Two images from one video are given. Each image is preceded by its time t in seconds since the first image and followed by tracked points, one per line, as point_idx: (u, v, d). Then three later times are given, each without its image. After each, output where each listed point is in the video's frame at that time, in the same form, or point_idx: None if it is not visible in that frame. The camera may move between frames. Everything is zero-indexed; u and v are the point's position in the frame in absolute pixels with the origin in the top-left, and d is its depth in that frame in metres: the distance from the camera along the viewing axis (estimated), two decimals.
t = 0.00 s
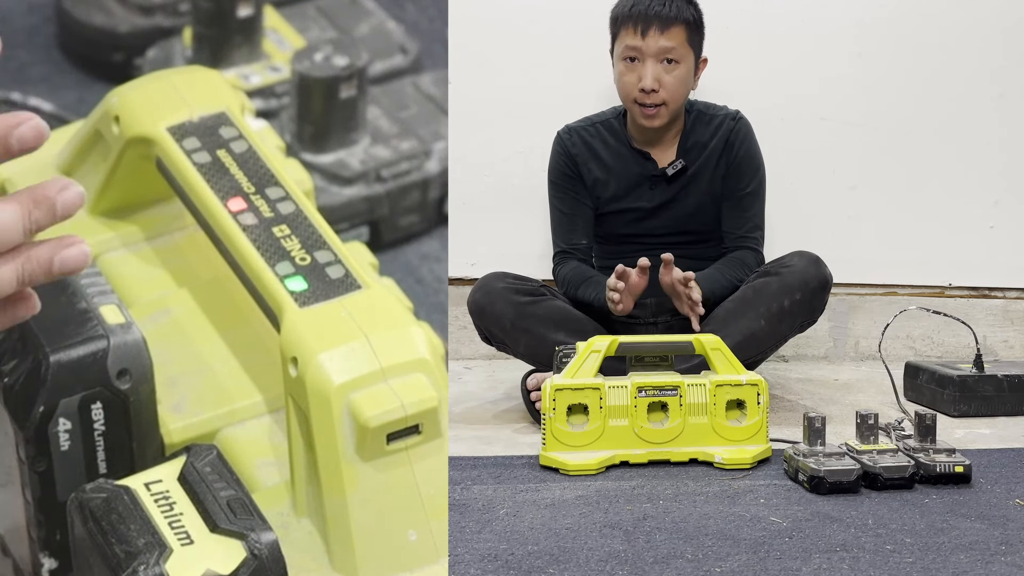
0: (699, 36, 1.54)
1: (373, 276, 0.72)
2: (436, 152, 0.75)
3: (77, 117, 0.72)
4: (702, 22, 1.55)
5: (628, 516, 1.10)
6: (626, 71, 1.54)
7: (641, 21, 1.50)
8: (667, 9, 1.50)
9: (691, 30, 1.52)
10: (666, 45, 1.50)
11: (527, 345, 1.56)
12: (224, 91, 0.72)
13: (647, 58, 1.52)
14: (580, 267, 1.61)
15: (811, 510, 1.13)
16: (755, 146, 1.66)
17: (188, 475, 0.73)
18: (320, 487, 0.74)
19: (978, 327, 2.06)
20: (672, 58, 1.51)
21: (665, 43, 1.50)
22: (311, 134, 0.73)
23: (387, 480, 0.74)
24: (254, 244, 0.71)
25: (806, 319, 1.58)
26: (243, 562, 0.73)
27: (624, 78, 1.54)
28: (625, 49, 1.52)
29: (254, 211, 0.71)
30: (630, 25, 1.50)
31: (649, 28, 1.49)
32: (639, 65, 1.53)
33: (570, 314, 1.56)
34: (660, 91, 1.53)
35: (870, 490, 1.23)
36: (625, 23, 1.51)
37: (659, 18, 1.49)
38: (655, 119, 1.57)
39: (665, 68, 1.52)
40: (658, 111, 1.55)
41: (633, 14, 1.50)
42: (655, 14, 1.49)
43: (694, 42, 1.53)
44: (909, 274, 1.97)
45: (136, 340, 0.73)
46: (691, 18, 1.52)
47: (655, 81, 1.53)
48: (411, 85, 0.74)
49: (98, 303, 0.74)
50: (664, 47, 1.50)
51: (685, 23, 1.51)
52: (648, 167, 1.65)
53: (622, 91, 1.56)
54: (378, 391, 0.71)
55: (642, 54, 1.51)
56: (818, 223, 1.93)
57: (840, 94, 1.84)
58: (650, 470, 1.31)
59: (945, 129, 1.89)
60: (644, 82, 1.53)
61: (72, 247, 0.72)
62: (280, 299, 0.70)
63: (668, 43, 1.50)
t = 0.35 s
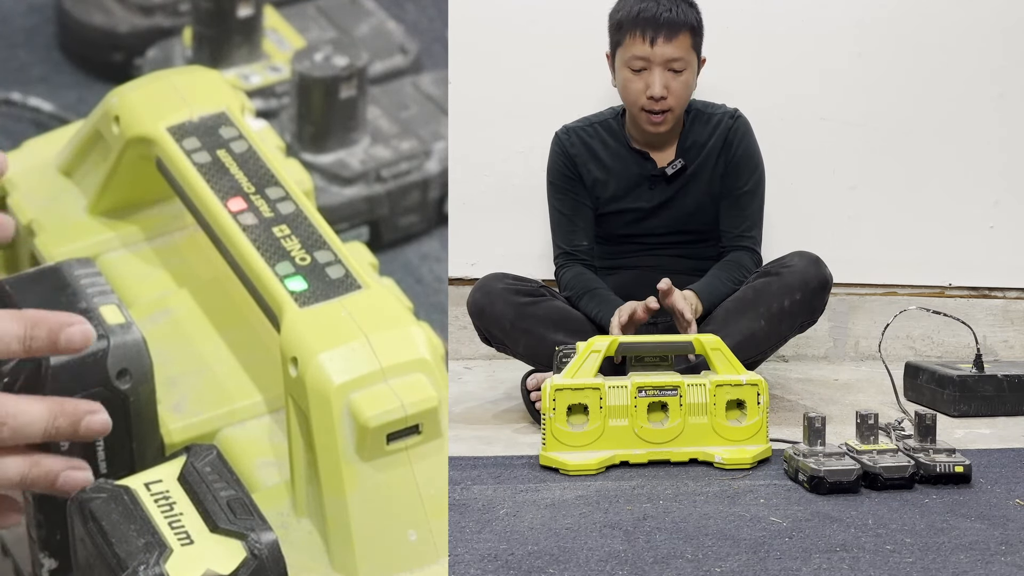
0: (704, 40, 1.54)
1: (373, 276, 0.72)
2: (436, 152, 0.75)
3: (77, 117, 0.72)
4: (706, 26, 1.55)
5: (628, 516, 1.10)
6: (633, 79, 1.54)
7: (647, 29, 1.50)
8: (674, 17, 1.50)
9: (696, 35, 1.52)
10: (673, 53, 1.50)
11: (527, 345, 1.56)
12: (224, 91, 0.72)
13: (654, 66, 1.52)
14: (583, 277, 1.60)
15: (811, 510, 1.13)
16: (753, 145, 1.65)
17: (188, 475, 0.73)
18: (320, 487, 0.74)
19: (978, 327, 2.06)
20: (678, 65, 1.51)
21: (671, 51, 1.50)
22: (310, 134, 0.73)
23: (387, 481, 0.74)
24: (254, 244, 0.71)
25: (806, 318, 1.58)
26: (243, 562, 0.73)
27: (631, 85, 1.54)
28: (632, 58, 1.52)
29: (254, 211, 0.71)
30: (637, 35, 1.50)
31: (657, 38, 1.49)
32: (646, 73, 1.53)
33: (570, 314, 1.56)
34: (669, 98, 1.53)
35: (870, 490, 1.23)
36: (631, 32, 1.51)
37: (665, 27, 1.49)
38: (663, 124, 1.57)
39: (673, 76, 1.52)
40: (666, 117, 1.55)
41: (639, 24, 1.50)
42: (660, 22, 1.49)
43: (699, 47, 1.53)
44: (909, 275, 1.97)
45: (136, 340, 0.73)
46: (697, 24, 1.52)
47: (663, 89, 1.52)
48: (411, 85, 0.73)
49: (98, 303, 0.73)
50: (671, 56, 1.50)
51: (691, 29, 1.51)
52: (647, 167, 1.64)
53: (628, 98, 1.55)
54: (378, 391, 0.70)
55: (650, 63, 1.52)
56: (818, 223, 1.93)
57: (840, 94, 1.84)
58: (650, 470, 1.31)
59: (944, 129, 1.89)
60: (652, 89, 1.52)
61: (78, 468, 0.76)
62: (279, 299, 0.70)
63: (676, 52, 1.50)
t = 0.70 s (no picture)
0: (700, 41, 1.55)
1: (373, 276, 0.72)
2: (436, 152, 0.74)
3: (77, 117, 0.72)
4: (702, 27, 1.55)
5: (628, 516, 1.10)
6: (630, 80, 1.54)
7: (643, 30, 1.50)
8: (670, 18, 1.50)
9: (692, 36, 1.52)
10: (669, 54, 1.50)
11: (527, 345, 1.56)
12: (224, 91, 0.72)
13: (651, 67, 1.52)
14: (586, 280, 1.60)
15: (811, 510, 1.13)
16: (752, 144, 1.66)
17: (188, 475, 0.73)
18: (320, 487, 0.74)
19: (978, 327, 2.04)
20: (675, 66, 1.51)
21: (668, 52, 1.50)
22: (311, 134, 0.73)
23: (387, 481, 0.74)
24: (255, 245, 0.71)
25: (806, 318, 1.58)
26: (243, 562, 0.72)
27: (628, 86, 1.54)
28: (628, 60, 1.52)
29: (254, 211, 0.71)
30: (634, 36, 1.50)
31: (654, 39, 1.50)
32: (642, 74, 1.53)
33: (569, 314, 1.56)
34: (665, 99, 1.53)
35: (870, 490, 1.23)
36: (628, 33, 1.51)
37: (662, 27, 1.50)
38: (659, 126, 1.56)
39: (669, 77, 1.53)
40: (663, 118, 1.54)
41: (636, 24, 1.50)
42: (657, 23, 1.49)
43: (695, 48, 1.53)
44: (909, 274, 1.97)
45: (136, 340, 0.72)
46: (693, 25, 1.53)
47: (660, 90, 1.52)
48: (411, 85, 0.73)
49: (98, 304, 0.73)
50: (668, 57, 1.51)
51: (687, 30, 1.51)
52: (647, 167, 1.64)
53: (626, 100, 1.55)
54: (378, 391, 0.70)
55: (646, 64, 1.52)
56: (818, 224, 1.93)
57: (839, 93, 1.85)
58: (650, 470, 1.31)
59: (944, 130, 1.90)
60: (649, 90, 1.52)
61: (55, 492, 0.76)
62: (279, 299, 0.70)
63: (672, 53, 1.51)
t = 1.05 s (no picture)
0: (701, 42, 1.55)
1: (373, 276, 0.72)
2: (435, 152, 0.74)
3: (77, 117, 0.72)
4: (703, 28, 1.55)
5: (628, 516, 1.10)
6: (630, 81, 1.54)
7: (645, 31, 1.50)
8: (672, 19, 1.50)
9: (693, 37, 1.52)
10: (670, 55, 1.50)
11: (527, 345, 1.56)
12: (224, 91, 0.72)
13: (652, 67, 1.52)
14: (585, 277, 1.59)
15: (811, 510, 1.13)
16: (753, 145, 1.66)
17: (188, 475, 0.73)
18: (320, 487, 0.74)
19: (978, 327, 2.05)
20: (676, 67, 1.51)
21: (669, 53, 1.50)
22: (311, 134, 0.73)
23: (388, 481, 0.74)
24: (255, 245, 0.71)
25: (806, 318, 1.58)
26: (243, 563, 0.72)
27: (628, 87, 1.54)
28: (629, 60, 1.52)
29: (254, 211, 0.71)
30: (635, 37, 1.50)
31: (655, 40, 1.49)
32: (643, 75, 1.53)
33: (569, 314, 1.56)
34: (666, 99, 1.53)
35: (870, 490, 1.23)
36: (629, 33, 1.51)
37: (663, 29, 1.49)
38: (659, 126, 1.57)
39: (669, 77, 1.53)
40: (664, 119, 1.55)
41: (637, 25, 1.50)
42: (658, 24, 1.49)
43: (696, 49, 1.53)
44: (909, 274, 1.97)
45: (135, 340, 0.72)
46: (694, 25, 1.53)
47: (660, 91, 1.52)
48: (411, 85, 0.73)
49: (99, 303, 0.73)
50: (669, 58, 1.51)
51: (689, 31, 1.51)
52: (648, 167, 1.64)
53: (626, 100, 1.55)
54: (378, 391, 0.70)
55: (647, 65, 1.52)
56: (818, 224, 1.93)
57: (838, 93, 1.85)
58: (650, 470, 1.31)
59: (944, 131, 1.90)
60: (649, 91, 1.52)
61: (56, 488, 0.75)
62: (279, 299, 0.70)
63: (673, 54, 1.51)
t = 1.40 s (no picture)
0: (708, 49, 1.55)
1: (374, 277, 0.72)
2: (436, 152, 0.75)
3: (77, 117, 0.72)
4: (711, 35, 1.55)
5: (628, 516, 1.10)
6: (636, 83, 1.54)
7: (654, 35, 1.50)
8: (681, 25, 1.50)
9: (701, 44, 1.52)
10: (677, 61, 1.50)
11: (527, 345, 1.56)
12: (224, 92, 0.72)
13: (658, 71, 1.52)
14: (585, 271, 1.59)
15: (811, 510, 1.13)
16: (755, 146, 1.66)
17: (188, 475, 0.73)
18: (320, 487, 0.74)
19: (978, 327, 2.04)
20: (683, 73, 1.51)
21: (676, 59, 1.50)
22: (311, 134, 0.73)
23: (388, 480, 0.74)
24: (254, 245, 0.71)
25: (806, 319, 1.58)
26: (243, 562, 0.73)
27: (634, 89, 1.54)
28: (636, 63, 1.52)
29: (254, 211, 0.71)
30: (643, 40, 1.50)
31: (663, 44, 1.49)
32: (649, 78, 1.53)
33: (569, 313, 1.56)
34: (670, 104, 1.53)
35: (870, 490, 1.23)
36: (637, 36, 1.51)
37: (672, 34, 1.50)
38: (663, 130, 1.56)
39: (675, 83, 1.52)
40: (667, 123, 1.55)
41: (646, 28, 1.50)
42: (667, 30, 1.49)
43: (703, 56, 1.53)
44: (909, 274, 1.97)
45: (136, 340, 0.73)
46: (703, 32, 1.53)
47: (665, 95, 1.52)
48: (411, 85, 0.73)
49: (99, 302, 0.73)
50: (676, 63, 1.50)
51: (697, 38, 1.51)
52: (651, 166, 1.64)
53: (631, 102, 1.55)
54: (378, 391, 0.70)
55: (653, 68, 1.51)
56: (818, 224, 1.93)
57: (838, 93, 1.85)
58: (650, 470, 1.31)
59: (944, 131, 1.90)
60: (654, 95, 1.52)
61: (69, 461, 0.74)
62: (279, 299, 0.70)
63: (681, 60, 1.50)
